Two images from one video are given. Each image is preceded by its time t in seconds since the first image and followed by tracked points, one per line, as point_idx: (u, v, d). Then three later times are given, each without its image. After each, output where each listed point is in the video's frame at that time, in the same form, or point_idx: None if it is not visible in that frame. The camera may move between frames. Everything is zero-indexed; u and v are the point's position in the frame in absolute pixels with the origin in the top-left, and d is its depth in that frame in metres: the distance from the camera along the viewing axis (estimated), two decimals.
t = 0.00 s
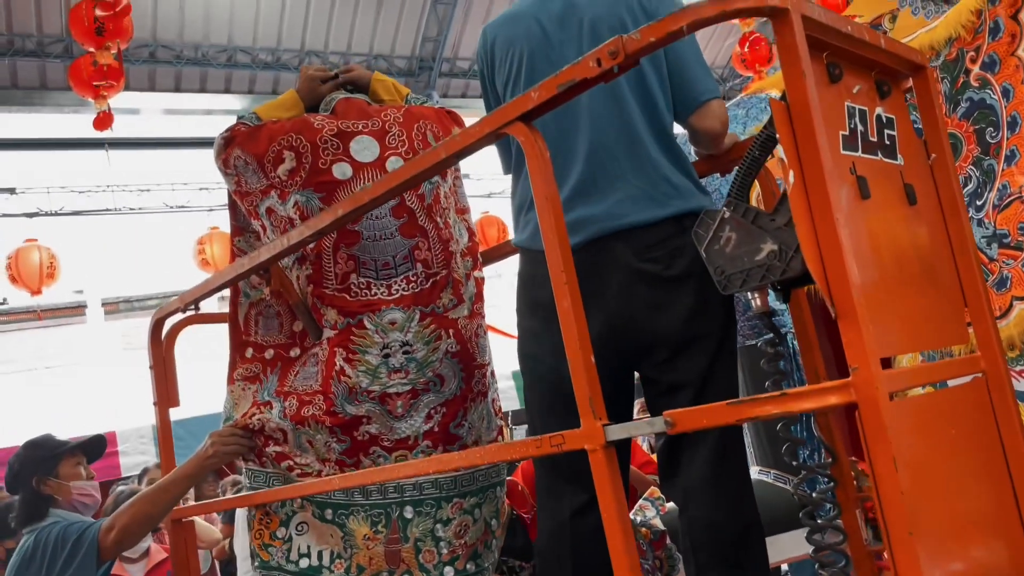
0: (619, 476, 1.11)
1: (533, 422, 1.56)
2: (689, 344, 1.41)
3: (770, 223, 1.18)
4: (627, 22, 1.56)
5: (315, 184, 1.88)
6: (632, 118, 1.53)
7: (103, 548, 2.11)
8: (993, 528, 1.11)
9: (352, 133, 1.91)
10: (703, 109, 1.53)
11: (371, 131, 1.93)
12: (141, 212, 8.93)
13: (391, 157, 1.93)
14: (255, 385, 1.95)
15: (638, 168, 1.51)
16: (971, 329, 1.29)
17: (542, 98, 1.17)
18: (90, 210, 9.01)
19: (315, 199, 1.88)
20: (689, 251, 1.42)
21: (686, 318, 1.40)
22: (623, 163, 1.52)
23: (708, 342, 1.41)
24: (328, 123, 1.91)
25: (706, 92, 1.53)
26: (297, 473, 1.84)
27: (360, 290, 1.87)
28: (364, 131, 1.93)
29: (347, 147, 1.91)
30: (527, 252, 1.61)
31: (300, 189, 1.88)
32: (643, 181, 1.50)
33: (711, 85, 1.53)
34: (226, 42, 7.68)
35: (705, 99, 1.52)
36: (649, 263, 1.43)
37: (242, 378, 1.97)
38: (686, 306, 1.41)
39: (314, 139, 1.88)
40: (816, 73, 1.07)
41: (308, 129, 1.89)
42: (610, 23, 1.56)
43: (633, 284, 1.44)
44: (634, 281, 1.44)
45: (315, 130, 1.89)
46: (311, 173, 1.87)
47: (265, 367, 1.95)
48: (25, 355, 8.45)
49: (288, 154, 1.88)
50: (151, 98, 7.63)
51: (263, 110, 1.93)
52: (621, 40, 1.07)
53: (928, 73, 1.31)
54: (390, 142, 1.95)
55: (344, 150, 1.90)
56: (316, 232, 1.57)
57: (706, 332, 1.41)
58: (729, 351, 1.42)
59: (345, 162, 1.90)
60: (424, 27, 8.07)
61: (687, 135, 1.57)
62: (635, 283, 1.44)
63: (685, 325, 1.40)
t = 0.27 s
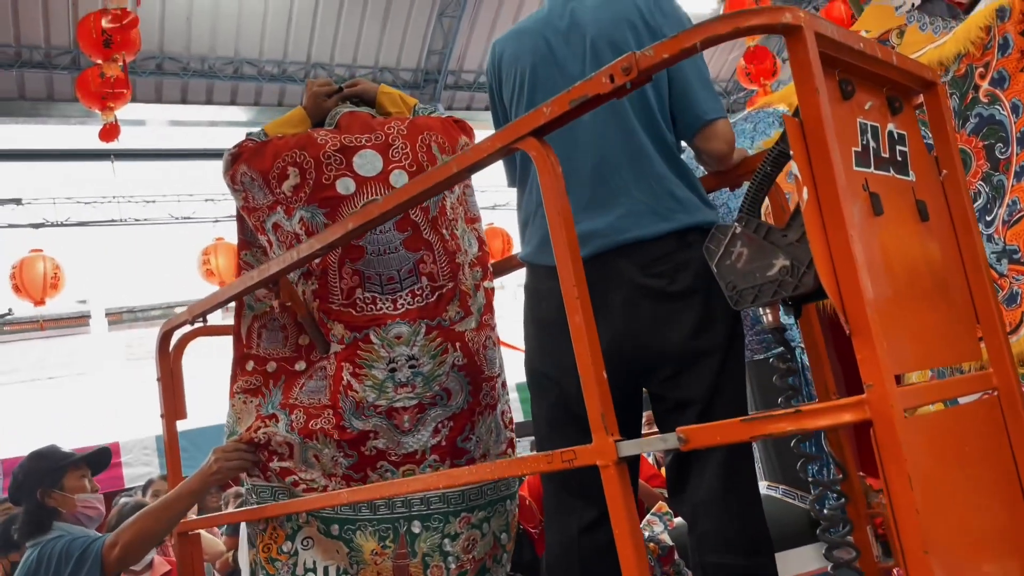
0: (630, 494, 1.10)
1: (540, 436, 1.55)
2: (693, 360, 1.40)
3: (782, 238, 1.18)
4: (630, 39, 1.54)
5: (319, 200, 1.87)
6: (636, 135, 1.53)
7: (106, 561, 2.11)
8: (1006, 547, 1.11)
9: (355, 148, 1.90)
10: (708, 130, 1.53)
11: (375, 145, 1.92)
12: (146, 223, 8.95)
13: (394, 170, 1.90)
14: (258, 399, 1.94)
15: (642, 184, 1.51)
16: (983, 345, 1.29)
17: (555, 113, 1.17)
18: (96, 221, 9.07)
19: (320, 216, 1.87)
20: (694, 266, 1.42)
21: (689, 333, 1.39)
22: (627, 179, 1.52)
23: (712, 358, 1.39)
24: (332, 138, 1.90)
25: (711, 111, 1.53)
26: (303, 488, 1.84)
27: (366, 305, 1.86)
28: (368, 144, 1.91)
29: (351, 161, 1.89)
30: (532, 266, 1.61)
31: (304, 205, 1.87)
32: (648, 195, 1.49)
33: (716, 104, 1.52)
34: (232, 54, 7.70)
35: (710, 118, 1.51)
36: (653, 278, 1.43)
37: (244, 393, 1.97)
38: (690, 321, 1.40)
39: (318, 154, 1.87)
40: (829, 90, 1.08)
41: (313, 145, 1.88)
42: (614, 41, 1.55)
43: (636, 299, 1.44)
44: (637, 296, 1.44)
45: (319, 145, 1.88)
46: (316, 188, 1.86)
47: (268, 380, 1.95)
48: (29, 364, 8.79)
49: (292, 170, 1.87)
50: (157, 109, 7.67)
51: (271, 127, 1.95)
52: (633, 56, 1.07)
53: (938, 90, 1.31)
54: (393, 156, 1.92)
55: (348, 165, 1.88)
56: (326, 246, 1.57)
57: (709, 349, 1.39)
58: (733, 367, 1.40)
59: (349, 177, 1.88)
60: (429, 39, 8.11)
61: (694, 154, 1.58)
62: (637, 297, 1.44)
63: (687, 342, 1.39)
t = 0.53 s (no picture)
0: (640, 507, 1.10)
1: (546, 448, 1.55)
2: (697, 372, 1.39)
3: (792, 252, 1.18)
4: (635, 54, 1.54)
5: (322, 216, 1.87)
6: (642, 148, 1.53)
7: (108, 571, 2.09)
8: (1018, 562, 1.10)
9: (357, 162, 1.88)
10: (715, 143, 1.52)
11: (376, 158, 1.89)
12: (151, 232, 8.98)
13: (396, 184, 1.88)
14: (269, 410, 1.95)
15: (649, 198, 1.50)
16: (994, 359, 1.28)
17: (566, 126, 1.17)
18: (101, 230, 9.11)
19: (323, 231, 1.87)
20: (698, 279, 1.42)
21: (695, 345, 1.39)
22: (634, 191, 1.52)
23: (717, 370, 1.39)
24: (334, 152, 1.89)
25: (718, 125, 1.51)
26: (309, 497, 1.83)
27: (369, 320, 1.86)
28: (369, 158, 1.88)
29: (352, 176, 1.88)
30: (537, 277, 1.61)
31: (309, 221, 1.88)
32: (650, 201, 1.50)
33: (723, 119, 1.51)
34: (238, 64, 7.73)
35: (717, 132, 1.50)
36: (656, 290, 1.44)
37: (256, 402, 1.96)
38: (695, 333, 1.39)
39: (320, 170, 1.87)
40: (838, 103, 1.08)
41: (315, 160, 1.88)
42: (620, 55, 1.55)
43: (640, 311, 1.44)
44: (640, 307, 1.44)
45: (321, 160, 1.87)
46: (319, 204, 1.87)
47: (279, 393, 1.96)
48: (31, 372, 8.83)
49: (296, 186, 1.88)
50: (163, 119, 7.70)
51: (278, 142, 1.97)
52: (645, 70, 1.07)
53: (948, 103, 1.31)
54: (395, 168, 1.89)
55: (350, 180, 1.87)
56: (334, 257, 1.57)
57: (715, 360, 1.39)
58: (739, 378, 1.40)
59: (350, 192, 1.87)
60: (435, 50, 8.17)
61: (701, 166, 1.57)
62: (640, 308, 1.44)
63: (691, 356, 1.39)
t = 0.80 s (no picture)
0: (649, 519, 1.10)
1: (550, 460, 1.53)
2: (698, 385, 1.37)
3: (802, 264, 1.18)
4: (636, 70, 1.51)
5: (330, 226, 1.87)
6: (644, 162, 1.52)
7: None
8: None
9: (364, 172, 1.88)
10: (715, 161, 1.51)
11: (383, 168, 1.89)
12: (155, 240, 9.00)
13: (404, 195, 1.88)
14: (277, 418, 1.94)
15: (655, 212, 1.49)
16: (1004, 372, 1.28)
17: (577, 137, 1.17)
18: (105, 237, 9.13)
19: (331, 241, 1.88)
20: (699, 292, 1.40)
21: (695, 356, 1.37)
22: (637, 203, 1.51)
23: (717, 383, 1.36)
24: (342, 163, 1.89)
25: (719, 142, 1.50)
26: (318, 507, 1.84)
27: (377, 330, 1.86)
28: (377, 168, 1.89)
29: (360, 186, 1.88)
30: (541, 288, 1.57)
31: (317, 231, 1.88)
32: (659, 219, 1.48)
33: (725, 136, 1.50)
34: (244, 74, 7.76)
35: (717, 151, 1.49)
36: (657, 302, 1.42)
37: (262, 411, 1.96)
38: (694, 345, 1.38)
39: (328, 180, 1.87)
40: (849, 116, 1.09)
41: (322, 170, 1.88)
42: (620, 70, 1.53)
43: (640, 323, 1.42)
44: (640, 321, 1.42)
45: (329, 171, 1.88)
46: (326, 214, 1.87)
47: (288, 402, 1.96)
48: (34, 380, 9.11)
49: (304, 197, 1.89)
50: (168, 127, 7.73)
51: (289, 151, 1.98)
52: (656, 83, 1.08)
53: (957, 117, 1.32)
54: (403, 178, 1.89)
55: (357, 191, 1.87)
56: (342, 266, 1.57)
57: (715, 373, 1.36)
58: (741, 390, 1.37)
59: (358, 204, 1.87)
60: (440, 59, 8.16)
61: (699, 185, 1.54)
62: (640, 320, 1.42)
63: (689, 366, 1.37)
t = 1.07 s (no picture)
0: (656, 529, 1.09)
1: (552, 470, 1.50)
2: (695, 395, 1.33)
3: (810, 274, 1.18)
4: (636, 85, 1.50)
5: (337, 233, 1.88)
6: (644, 172, 1.49)
7: None
8: None
9: (373, 180, 1.88)
10: (715, 176, 1.45)
11: (391, 176, 1.89)
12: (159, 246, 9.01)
13: (411, 203, 1.88)
14: (276, 422, 1.94)
15: (660, 221, 1.45)
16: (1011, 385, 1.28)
17: (585, 146, 1.18)
18: (108, 243, 9.15)
19: (338, 248, 1.88)
20: (697, 302, 1.36)
21: (690, 365, 1.33)
22: (638, 213, 1.48)
23: (714, 394, 1.32)
24: (350, 171, 1.90)
25: (721, 157, 1.44)
26: (323, 516, 1.85)
27: (383, 337, 1.86)
28: (384, 176, 1.89)
29: (368, 194, 1.88)
30: (544, 296, 1.55)
31: (324, 238, 1.88)
32: (669, 229, 1.43)
33: (722, 150, 1.44)
34: (249, 82, 7.79)
35: (717, 166, 1.43)
36: (654, 312, 1.39)
37: (261, 415, 1.95)
38: (687, 355, 1.34)
39: (336, 187, 1.88)
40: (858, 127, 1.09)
41: (330, 178, 1.89)
42: (620, 86, 1.52)
43: (637, 333, 1.39)
44: (637, 331, 1.39)
45: (337, 178, 1.88)
46: (333, 222, 1.88)
47: (288, 406, 1.95)
48: (37, 385, 9.34)
49: (312, 205, 1.89)
50: (173, 134, 7.75)
51: (298, 158, 1.98)
52: (666, 92, 1.08)
53: (965, 129, 1.32)
54: (410, 186, 1.89)
55: (365, 199, 1.88)
56: (350, 273, 1.57)
57: (712, 383, 1.32)
58: (739, 402, 1.33)
59: (365, 211, 1.88)
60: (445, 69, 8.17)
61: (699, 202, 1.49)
62: (635, 329, 1.39)
63: (681, 374, 1.34)
